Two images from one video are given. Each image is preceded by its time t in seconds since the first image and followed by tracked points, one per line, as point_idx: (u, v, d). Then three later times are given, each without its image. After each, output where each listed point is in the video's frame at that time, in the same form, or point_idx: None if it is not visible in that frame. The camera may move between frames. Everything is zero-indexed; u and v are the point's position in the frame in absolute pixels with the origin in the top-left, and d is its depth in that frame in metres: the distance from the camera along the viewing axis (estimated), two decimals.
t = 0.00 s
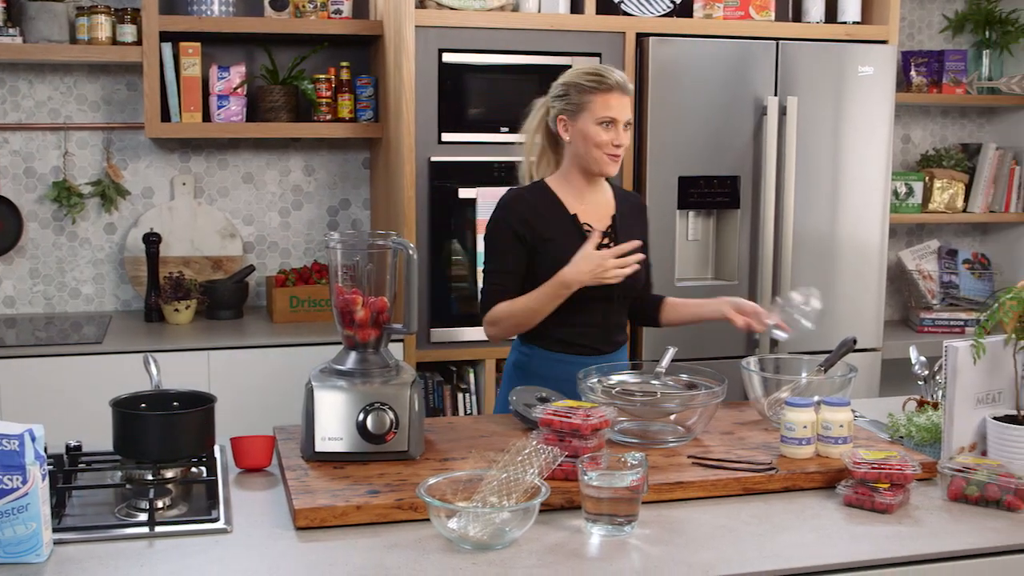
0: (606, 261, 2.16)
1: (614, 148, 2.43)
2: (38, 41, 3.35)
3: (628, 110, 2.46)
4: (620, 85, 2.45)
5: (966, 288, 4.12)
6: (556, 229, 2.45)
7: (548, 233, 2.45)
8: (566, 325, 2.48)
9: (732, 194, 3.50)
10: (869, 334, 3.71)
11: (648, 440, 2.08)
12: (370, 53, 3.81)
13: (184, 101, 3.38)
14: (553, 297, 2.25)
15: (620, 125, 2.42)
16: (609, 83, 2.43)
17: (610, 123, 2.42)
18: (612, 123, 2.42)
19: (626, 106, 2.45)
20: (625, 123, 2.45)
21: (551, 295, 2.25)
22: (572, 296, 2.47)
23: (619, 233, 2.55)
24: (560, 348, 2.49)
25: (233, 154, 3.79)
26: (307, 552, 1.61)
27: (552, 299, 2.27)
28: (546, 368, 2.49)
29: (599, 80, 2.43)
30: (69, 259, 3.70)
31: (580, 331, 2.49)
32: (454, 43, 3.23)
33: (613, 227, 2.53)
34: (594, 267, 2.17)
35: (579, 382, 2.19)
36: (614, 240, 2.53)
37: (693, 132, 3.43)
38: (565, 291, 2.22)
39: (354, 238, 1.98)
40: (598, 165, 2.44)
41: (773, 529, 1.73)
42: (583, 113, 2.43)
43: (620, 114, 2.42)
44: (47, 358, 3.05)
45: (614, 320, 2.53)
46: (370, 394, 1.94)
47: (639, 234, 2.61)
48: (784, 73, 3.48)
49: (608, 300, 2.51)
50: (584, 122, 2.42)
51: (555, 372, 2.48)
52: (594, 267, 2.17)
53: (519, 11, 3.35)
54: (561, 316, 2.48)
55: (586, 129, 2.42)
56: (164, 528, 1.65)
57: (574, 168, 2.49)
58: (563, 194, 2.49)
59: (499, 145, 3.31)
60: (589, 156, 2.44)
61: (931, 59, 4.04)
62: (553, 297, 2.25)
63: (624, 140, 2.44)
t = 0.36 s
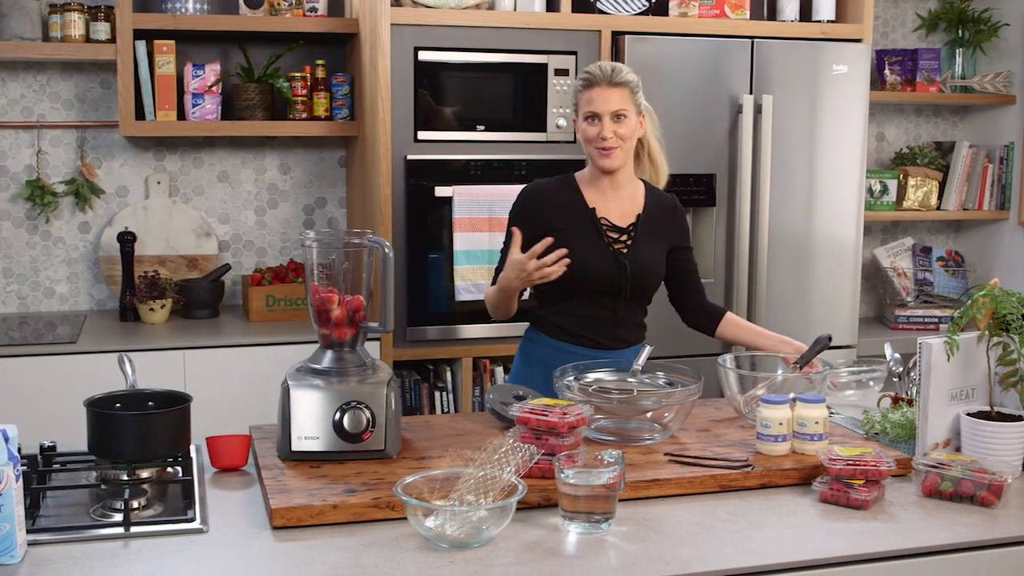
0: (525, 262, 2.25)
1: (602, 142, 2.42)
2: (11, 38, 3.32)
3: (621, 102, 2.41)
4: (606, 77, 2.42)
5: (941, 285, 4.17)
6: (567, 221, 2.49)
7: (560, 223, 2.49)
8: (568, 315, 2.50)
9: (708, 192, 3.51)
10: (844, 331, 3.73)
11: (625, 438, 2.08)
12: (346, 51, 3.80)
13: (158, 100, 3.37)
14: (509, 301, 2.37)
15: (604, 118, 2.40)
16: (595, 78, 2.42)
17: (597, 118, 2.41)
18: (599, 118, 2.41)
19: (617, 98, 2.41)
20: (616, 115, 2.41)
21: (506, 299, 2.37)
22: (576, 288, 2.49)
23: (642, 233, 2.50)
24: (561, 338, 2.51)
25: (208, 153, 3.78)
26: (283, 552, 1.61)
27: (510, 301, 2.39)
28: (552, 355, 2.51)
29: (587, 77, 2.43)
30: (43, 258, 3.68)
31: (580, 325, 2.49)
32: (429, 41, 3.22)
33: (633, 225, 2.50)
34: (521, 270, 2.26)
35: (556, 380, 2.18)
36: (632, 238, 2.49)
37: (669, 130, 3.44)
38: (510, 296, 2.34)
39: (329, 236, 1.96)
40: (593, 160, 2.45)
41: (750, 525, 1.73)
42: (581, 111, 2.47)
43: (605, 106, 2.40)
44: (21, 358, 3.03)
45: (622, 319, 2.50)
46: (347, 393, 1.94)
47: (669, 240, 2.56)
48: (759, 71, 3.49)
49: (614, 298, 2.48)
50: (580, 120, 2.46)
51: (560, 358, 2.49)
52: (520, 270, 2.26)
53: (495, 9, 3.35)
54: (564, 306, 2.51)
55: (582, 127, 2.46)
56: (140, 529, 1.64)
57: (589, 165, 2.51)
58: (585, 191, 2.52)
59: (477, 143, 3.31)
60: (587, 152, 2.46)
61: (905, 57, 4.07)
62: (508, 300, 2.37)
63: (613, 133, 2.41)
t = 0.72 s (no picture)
0: (505, 277, 2.26)
1: (606, 136, 2.41)
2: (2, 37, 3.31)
3: (628, 97, 2.41)
4: (615, 73, 2.43)
5: (933, 284, 4.19)
6: (574, 217, 2.47)
7: (567, 219, 2.47)
8: (572, 311, 2.51)
9: (701, 191, 3.52)
10: (838, 329, 3.74)
11: (618, 437, 2.10)
12: (338, 50, 3.80)
13: (150, 99, 3.36)
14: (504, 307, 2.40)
15: (610, 113, 2.40)
16: (603, 74, 2.43)
17: (603, 113, 2.42)
18: (605, 113, 2.41)
19: (625, 94, 2.41)
20: (622, 110, 2.40)
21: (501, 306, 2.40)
22: (580, 284, 2.49)
23: (648, 231, 2.49)
24: (566, 333, 2.51)
25: (201, 152, 3.77)
26: (276, 552, 1.60)
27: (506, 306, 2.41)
28: (559, 350, 2.51)
29: (596, 74, 2.45)
30: (35, 258, 3.67)
31: (584, 321, 2.50)
32: (422, 41, 3.22)
33: (640, 223, 2.48)
34: (504, 284, 2.28)
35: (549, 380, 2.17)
36: (638, 236, 2.47)
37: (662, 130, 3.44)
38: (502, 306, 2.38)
39: (323, 236, 1.95)
40: (598, 156, 2.44)
41: (743, 524, 1.73)
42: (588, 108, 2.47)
43: (611, 101, 2.40)
44: (11, 358, 3.02)
45: (625, 317, 2.50)
46: (340, 392, 1.93)
47: (675, 239, 2.55)
48: (751, 70, 3.50)
49: (618, 296, 2.48)
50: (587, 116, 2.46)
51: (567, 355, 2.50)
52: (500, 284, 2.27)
53: (488, 8, 3.35)
54: (568, 302, 2.51)
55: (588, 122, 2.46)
56: (133, 529, 1.64)
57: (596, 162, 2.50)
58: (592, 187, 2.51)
59: (470, 143, 3.31)
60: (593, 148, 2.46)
61: (897, 57, 4.07)
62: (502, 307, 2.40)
63: (619, 128, 2.40)
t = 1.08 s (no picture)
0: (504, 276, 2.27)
1: (606, 134, 2.41)
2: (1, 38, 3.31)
3: (630, 96, 2.42)
4: (617, 73, 2.45)
5: (932, 283, 4.19)
6: (577, 217, 2.47)
7: (571, 219, 2.47)
8: (572, 311, 2.50)
9: (701, 191, 3.52)
10: (837, 329, 3.74)
11: (618, 437, 2.09)
12: (338, 50, 3.80)
13: (150, 99, 3.37)
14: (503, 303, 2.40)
15: (610, 110, 2.40)
16: (606, 74, 2.46)
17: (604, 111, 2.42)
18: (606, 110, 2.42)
19: (626, 92, 2.42)
20: (621, 108, 2.40)
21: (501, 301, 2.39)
22: (582, 284, 2.49)
23: (650, 232, 2.49)
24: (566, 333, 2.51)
25: (200, 152, 3.77)
26: (276, 552, 1.60)
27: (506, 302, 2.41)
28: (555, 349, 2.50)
29: (599, 75, 2.47)
30: (35, 258, 3.67)
31: (584, 321, 2.49)
32: (421, 41, 3.22)
33: (642, 224, 2.48)
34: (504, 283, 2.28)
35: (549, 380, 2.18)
36: (641, 236, 2.47)
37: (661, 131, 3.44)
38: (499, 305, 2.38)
39: (322, 236, 1.95)
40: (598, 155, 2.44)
41: (742, 524, 1.73)
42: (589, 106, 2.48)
43: (611, 99, 2.41)
44: (10, 358, 3.02)
45: (626, 318, 2.50)
46: (339, 392, 1.93)
47: (677, 240, 2.55)
48: (750, 70, 3.50)
49: (619, 296, 2.48)
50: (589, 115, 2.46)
51: (562, 354, 2.49)
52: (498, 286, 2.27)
53: (487, 8, 3.35)
54: (569, 302, 2.50)
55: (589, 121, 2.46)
56: (132, 529, 1.64)
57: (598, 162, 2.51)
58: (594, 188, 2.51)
59: (469, 143, 3.31)
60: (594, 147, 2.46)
61: (896, 57, 4.07)
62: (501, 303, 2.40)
63: (619, 125, 2.40)
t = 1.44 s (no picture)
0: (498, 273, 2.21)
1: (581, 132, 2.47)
2: (5, 38, 3.31)
3: (605, 96, 2.48)
4: (595, 73, 2.51)
5: (936, 284, 4.17)
6: (554, 220, 2.48)
7: (547, 223, 2.48)
8: (554, 317, 2.49)
9: (703, 191, 3.51)
10: (840, 330, 3.74)
11: (620, 438, 2.09)
12: (341, 50, 3.80)
13: (153, 99, 3.37)
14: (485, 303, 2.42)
15: (586, 110, 2.47)
16: (584, 75, 2.52)
17: (580, 110, 2.49)
18: (582, 110, 2.48)
19: (603, 92, 2.48)
20: (597, 107, 2.47)
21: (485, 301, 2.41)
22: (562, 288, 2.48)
23: (628, 232, 2.50)
24: (551, 341, 2.50)
25: (203, 152, 3.77)
26: (279, 552, 1.60)
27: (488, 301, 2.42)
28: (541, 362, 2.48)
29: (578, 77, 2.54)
30: (38, 258, 3.67)
31: (567, 327, 2.49)
32: (424, 41, 3.22)
33: (619, 225, 2.50)
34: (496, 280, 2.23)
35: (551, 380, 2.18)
36: (619, 237, 2.49)
37: (663, 131, 3.44)
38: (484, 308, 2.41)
39: (324, 236, 1.95)
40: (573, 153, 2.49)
41: (745, 525, 1.73)
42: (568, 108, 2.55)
43: (587, 99, 2.47)
44: (14, 357, 3.02)
45: (609, 322, 2.50)
46: (342, 392, 1.94)
47: (655, 241, 2.56)
48: (753, 70, 3.50)
49: (600, 300, 2.49)
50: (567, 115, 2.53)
51: (540, 361, 2.49)
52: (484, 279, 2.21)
53: (490, 8, 3.35)
54: (550, 307, 2.50)
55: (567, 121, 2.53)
56: (135, 529, 1.64)
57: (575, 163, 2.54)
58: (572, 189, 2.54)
59: (472, 143, 3.31)
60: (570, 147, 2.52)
61: (899, 57, 4.07)
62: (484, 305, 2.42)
63: (593, 125, 2.46)
